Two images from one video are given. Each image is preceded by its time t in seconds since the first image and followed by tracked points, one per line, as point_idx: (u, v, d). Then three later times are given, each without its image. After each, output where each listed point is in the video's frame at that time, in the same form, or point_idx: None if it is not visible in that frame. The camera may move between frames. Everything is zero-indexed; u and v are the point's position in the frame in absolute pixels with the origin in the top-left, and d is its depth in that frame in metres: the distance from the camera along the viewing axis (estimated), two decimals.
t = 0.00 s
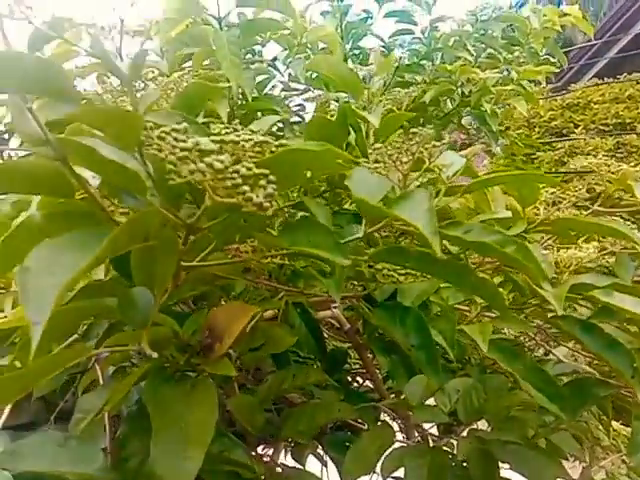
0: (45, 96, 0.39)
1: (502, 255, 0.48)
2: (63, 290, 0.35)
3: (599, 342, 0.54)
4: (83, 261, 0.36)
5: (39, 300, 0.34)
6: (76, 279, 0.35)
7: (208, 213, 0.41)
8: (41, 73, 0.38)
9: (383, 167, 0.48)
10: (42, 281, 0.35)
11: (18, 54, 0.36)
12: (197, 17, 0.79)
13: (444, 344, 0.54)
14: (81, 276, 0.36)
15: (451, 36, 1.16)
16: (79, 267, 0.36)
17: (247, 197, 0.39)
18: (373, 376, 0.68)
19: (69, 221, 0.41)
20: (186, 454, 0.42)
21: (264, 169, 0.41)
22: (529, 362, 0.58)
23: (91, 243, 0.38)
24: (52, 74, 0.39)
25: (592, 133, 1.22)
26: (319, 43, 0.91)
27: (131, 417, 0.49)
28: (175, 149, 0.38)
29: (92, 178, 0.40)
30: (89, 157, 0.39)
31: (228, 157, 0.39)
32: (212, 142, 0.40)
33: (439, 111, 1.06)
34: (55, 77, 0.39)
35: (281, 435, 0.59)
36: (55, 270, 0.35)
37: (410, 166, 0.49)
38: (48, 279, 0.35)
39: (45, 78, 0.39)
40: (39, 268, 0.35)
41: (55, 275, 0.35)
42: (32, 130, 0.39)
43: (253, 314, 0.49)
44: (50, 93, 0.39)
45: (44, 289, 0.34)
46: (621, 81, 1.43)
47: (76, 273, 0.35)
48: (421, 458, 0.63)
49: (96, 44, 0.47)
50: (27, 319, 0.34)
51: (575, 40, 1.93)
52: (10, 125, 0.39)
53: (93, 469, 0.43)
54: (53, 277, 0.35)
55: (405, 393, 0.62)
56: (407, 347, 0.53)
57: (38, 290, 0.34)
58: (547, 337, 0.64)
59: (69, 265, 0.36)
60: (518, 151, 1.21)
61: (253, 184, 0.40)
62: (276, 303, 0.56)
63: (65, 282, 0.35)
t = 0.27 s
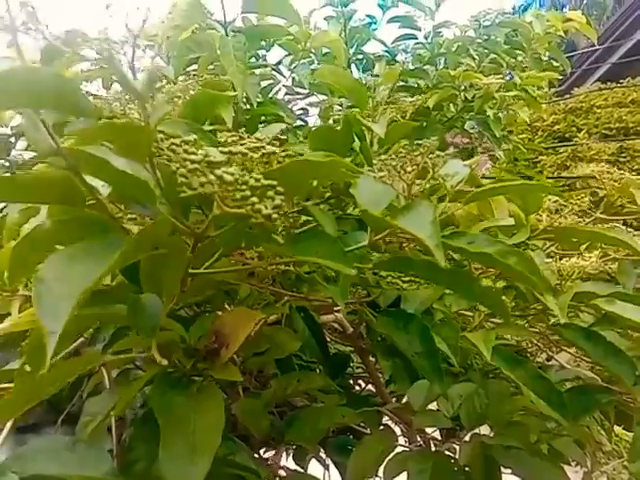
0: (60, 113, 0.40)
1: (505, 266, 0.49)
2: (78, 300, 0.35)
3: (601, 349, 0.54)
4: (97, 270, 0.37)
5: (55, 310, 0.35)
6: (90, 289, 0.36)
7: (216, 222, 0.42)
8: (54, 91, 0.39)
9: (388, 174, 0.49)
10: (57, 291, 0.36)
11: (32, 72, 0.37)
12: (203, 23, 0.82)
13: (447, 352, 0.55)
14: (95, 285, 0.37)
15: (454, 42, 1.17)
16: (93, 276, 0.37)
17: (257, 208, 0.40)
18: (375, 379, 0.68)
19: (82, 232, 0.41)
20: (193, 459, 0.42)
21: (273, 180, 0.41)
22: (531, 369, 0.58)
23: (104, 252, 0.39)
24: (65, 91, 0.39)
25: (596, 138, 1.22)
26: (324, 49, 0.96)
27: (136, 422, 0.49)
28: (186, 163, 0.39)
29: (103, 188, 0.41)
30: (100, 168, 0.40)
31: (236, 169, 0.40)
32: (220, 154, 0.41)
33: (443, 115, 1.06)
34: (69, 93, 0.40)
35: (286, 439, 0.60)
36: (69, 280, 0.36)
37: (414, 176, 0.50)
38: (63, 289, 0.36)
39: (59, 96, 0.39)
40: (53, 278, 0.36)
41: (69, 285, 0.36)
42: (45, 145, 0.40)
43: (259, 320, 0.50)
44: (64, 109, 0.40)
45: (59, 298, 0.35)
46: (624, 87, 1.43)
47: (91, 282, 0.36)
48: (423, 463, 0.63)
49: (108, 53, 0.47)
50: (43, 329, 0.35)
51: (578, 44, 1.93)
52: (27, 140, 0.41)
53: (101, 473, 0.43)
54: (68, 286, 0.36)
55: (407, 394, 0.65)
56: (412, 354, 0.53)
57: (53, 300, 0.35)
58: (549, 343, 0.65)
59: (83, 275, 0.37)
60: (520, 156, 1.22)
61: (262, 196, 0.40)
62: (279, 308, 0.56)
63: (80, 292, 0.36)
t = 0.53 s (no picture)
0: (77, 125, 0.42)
1: (512, 274, 0.50)
2: (98, 307, 0.37)
3: (606, 354, 0.55)
4: (115, 279, 0.38)
5: (76, 317, 0.36)
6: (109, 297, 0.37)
7: (228, 229, 0.43)
8: (74, 104, 0.41)
9: (396, 182, 0.50)
10: (77, 298, 0.37)
11: (57, 85, 0.40)
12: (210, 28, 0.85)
13: (454, 356, 0.55)
14: (113, 294, 0.38)
15: (459, 45, 1.17)
16: (112, 284, 0.38)
17: (269, 218, 0.41)
18: (382, 382, 0.69)
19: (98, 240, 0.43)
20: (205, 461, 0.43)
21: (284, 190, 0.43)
22: (538, 373, 0.59)
23: (121, 260, 0.40)
24: (83, 104, 0.41)
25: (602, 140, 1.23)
26: (330, 52, 0.96)
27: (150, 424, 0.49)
28: (200, 175, 0.41)
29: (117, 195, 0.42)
30: (115, 177, 0.41)
31: (249, 180, 0.41)
32: (233, 165, 0.42)
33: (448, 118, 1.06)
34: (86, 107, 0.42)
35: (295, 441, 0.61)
36: (88, 288, 0.37)
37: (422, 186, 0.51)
38: (83, 296, 0.37)
39: (79, 108, 0.41)
40: (73, 286, 0.37)
41: (88, 293, 0.37)
42: (62, 153, 0.41)
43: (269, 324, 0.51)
44: (81, 121, 0.42)
45: (79, 305, 0.36)
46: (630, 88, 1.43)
47: (111, 291, 0.37)
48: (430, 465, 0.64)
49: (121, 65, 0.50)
50: (64, 335, 0.36)
51: (584, 46, 1.94)
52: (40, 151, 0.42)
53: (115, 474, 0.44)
54: (87, 294, 0.37)
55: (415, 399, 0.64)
56: (420, 357, 0.54)
57: (73, 307, 0.36)
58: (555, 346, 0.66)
59: (102, 284, 0.38)
60: (526, 158, 1.22)
61: (274, 206, 0.42)
62: (288, 312, 0.57)
63: (99, 300, 0.37)
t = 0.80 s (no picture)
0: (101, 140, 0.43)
1: (524, 283, 0.50)
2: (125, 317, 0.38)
3: (616, 360, 0.55)
4: (140, 289, 0.39)
5: (104, 326, 0.37)
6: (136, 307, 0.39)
7: (244, 238, 0.44)
8: (101, 120, 0.42)
9: (408, 191, 0.52)
10: (105, 308, 0.38)
11: (86, 103, 0.40)
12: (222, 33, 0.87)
13: (465, 361, 0.56)
14: (139, 303, 0.39)
15: (469, 48, 1.18)
16: (137, 294, 0.39)
17: (285, 229, 0.43)
18: (392, 386, 0.70)
19: (120, 248, 0.45)
20: (222, 463, 0.44)
21: (300, 203, 0.44)
22: (548, 378, 0.59)
23: (144, 269, 0.41)
24: (114, 118, 0.42)
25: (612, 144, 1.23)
26: (340, 58, 0.97)
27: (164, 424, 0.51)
28: (220, 188, 0.43)
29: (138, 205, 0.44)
30: (136, 188, 0.43)
31: (266, 193, 0.43)
32: (249, 181, 0.44)
33: (457, 121, 1.08)
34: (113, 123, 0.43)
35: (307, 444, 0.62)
36: (115, 298, 0.38)
37: (433, 196, 0.52)
38: (110, 306, 0.38)
39: (109, 123, 0.42)
40: (100, 296, 0.38)
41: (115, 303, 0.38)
42: (86, 166, 0.42)
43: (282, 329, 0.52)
44: (106, 137, 0.43)
45: (107, 315, 0.38)
46: None
47: (138, 301, 0.38)
48: (440, 468, 0.65)
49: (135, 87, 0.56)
50: (93, 344, 0.37)
51: (593, 47, 1.93)
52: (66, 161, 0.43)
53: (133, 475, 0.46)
54: (114, 304, 0.38)
55: (425, 403, 0.64)
56: (432, 362, 0.55)
57: (101, 316, 0.37)
58: (564, 350, 0.66)
59: (128, 293, 0.39)
60: (536, 161, 1.22)
61: (291, 218, 0.43)
62: (300, 316, 0.58)
63: (126, 309, 0.38)
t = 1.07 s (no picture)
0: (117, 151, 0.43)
1: (534, 290, 0.51)
2: (143, 323, 0.39)
3: (622, 363, 0.56)
4: (157, 295, 0.40)
5: (124, 333, 0.38)
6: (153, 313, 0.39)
7: (255, 244, 0.45)
8: (117, 131, 0.41)
9: (415, 197, 0.53)
10: (123, 315, 0.39)
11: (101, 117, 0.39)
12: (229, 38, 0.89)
13: (473, 364, 0.57)
14: (156, 310, 0.40)
15: (473, 50, 1.18)
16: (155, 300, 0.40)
17: (297, 236, 0.44)
18: (398, 388, 0.71)
19: (134, 254, 0.46)
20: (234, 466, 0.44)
21: (312, 211, 0.45)
22: (555, 381, 0.60)
23: (160, 276, 0.42)
24: (131, 133, 0.42)
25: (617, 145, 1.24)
26: (344, 61, 0.97)
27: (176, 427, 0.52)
28: (236, 196, 0.44)
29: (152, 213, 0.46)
30: (149, 196, 0.44)
31: (279, 201, 0.44)
32: (264, 187, 0.44)
33: (462, 123, 1.08)
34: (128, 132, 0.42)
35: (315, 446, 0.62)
36: (132, 304, 0.39)
37: (441, 203, 0.53)
38: (128, 313, 0.39)
39: (125, 137, 0.42)
40: (119, 303, 0.39)
41: (133, 310, 0.39)
42: (102, 176, 0.44)
43: (290, 333, 0.52)
44: (121, 147, 0.43)
45: (126, 322, 0.38)
46: None
47: (155, 307, 0.39)
48: (446, 470, 0.65)
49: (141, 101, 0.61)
50: (112, 351, 0.38)
51: (597, 48, 1.93)
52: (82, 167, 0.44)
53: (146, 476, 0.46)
54: (132, 311, 0.39)
55: (432, 404, 0.65)
56: (439, 367, 0.56)
57: (120, 324, 0.38)
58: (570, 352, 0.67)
59: (145, 300, 0.40)
60: (541, 162, 1.23)
61: (303, 227, 0.44)
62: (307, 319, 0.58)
63: (144, 316, 0.39)
